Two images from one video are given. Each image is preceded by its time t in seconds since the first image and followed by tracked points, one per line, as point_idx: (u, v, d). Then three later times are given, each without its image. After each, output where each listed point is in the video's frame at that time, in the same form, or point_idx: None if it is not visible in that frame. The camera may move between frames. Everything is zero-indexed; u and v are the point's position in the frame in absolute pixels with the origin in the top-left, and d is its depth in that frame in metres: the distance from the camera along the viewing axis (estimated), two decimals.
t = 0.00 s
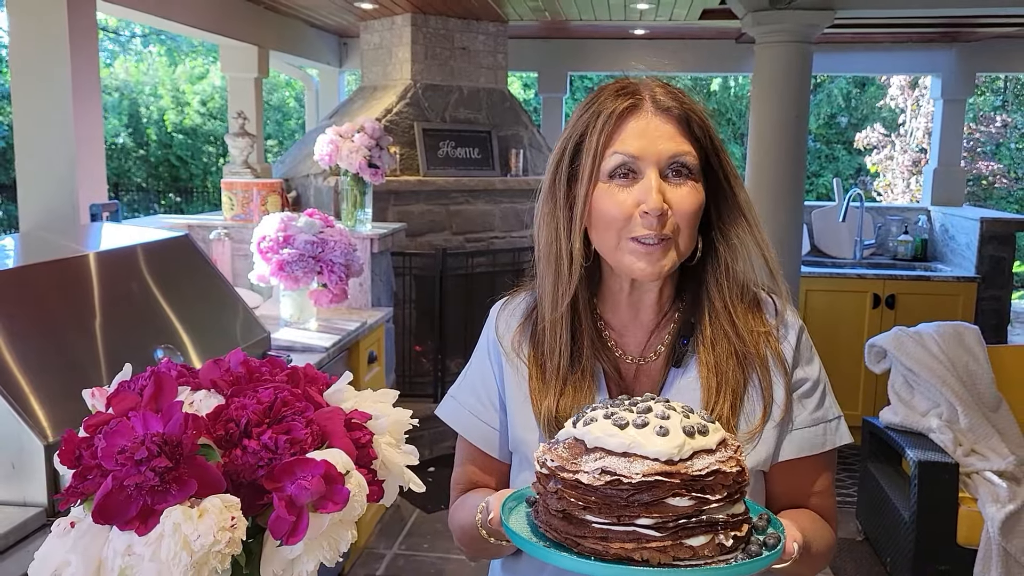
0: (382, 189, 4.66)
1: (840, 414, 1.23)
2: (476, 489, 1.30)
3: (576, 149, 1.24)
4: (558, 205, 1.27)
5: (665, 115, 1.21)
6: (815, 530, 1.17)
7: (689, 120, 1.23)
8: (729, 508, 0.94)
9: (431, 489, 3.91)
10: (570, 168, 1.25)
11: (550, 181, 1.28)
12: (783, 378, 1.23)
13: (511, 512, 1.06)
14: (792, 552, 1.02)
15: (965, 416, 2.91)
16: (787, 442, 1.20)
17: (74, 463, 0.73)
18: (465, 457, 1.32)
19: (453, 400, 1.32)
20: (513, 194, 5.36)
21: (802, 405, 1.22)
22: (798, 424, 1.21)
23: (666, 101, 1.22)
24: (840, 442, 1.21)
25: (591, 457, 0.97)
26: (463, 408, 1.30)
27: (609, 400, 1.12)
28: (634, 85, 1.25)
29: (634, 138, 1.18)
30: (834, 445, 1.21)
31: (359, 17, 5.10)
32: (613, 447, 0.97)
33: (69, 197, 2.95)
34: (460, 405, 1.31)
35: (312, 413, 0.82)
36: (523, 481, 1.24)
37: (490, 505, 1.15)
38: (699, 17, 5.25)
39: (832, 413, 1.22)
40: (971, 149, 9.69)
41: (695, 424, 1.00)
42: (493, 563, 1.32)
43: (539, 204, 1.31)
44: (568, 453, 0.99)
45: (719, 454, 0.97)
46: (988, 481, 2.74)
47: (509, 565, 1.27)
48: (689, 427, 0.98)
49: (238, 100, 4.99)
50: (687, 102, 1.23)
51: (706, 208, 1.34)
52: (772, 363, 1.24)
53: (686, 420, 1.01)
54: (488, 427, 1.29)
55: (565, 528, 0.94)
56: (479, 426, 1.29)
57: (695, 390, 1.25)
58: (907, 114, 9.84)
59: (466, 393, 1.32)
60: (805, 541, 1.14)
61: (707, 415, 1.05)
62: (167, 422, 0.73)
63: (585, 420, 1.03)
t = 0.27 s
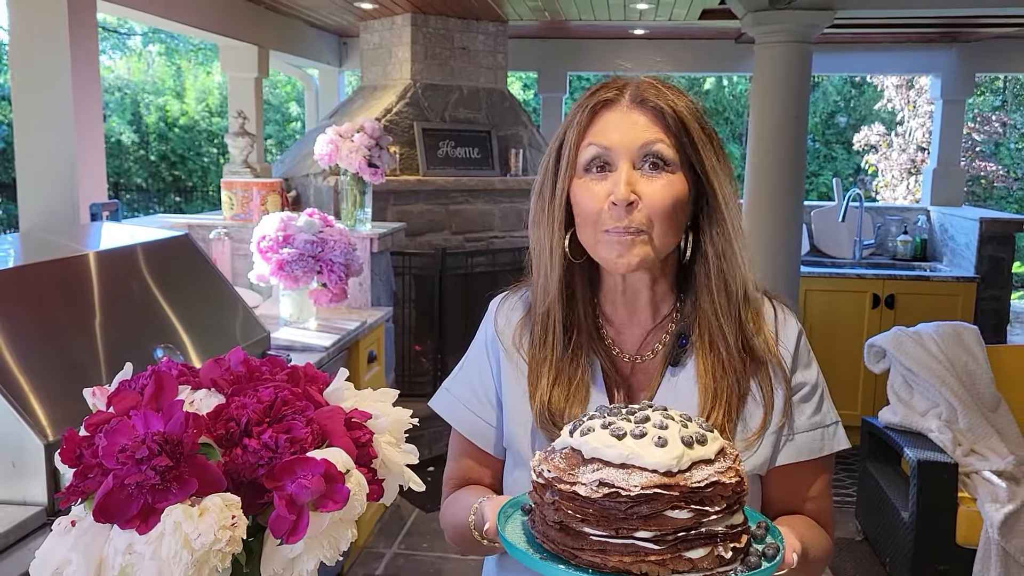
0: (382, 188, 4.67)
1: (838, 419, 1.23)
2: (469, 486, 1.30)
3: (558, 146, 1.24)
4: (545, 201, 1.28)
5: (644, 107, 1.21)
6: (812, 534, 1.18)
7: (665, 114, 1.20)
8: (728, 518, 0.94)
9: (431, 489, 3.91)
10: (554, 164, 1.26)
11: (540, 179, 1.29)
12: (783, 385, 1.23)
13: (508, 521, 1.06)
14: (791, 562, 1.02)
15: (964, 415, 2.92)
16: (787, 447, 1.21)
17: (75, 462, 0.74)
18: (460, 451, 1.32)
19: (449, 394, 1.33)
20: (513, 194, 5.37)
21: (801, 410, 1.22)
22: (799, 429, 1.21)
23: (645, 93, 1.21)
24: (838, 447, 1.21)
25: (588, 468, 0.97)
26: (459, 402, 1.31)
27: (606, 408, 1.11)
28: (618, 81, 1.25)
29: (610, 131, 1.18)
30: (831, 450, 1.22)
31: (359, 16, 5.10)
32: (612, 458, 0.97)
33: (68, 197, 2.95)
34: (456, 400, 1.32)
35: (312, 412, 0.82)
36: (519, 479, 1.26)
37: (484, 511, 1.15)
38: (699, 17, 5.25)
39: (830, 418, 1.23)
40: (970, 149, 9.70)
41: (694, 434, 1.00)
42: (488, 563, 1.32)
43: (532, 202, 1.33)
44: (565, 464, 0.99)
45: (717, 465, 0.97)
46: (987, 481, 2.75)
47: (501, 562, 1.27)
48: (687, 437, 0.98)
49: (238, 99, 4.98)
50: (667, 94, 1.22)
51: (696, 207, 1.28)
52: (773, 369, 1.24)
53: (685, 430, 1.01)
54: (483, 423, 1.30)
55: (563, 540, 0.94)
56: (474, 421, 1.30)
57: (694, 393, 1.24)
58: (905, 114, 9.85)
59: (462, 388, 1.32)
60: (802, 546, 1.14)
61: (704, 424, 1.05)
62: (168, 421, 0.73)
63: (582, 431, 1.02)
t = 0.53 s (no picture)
0: (382, 189, 4.68)
1: (824, 412, 1.24)
2: (461, 487, 1.30)
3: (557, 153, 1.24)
4: (541, 207, 1.28)
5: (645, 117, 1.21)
6: (803, 534, 1.18)
7: (666, 124, 1.20)
8: (723, 526, 0.94)
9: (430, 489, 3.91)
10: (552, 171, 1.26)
11: (536, 184, 1.29)
12: (770, 374, 1.24)
13: (502, 525, 1.06)
14: (785, 568, 1.03)
15: (964, 415, 2.91)
16: (774, 436, 1.22)
17: (73, 462, 0.74)
18: (452, 449, 1.32)
19: (441, 394, 1.32)
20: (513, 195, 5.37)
21: (789, 400, 1.23)
22: (785, 419, 1.22)
23: (645, 102, 1.21)
24: (825, 440, 1.23)
25: (585, 476, 0.97)
26: (453, 402, 1.30)
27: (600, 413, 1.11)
28: (615, 89, 1.25)
29: (613, 141, 1.18)
30: (818, 442, 1.23)
31: (359, 17, 5.10)
32: (608, 465, 0.96)
33: (67, 197, 2.95)
34: (448, 398, 1.31)
35: (310, 412, 0.82)
36: (511, 474, 1.25)
37: (478, 515, 1.15)
38: (699, 18, 5.25)
39: (817, 411, 1.24)
40: (970, 149, 9.71)
41: (689, 440, 1.00)
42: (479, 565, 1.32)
43: (526, 207, 1.32)
44: (561, 471, 0.99)
45: (713, 472, 0.97)
46: (986, 481, 2.74)
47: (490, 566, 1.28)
48: (683, 444, 0.98)
49: (238, 100, 4.98)
50: (666, 103, 1.22)
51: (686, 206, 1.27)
52: (759, 360, 1.25)
53: (681, 436, 1.01)
54: (476, 420, 1.29)
55: (558, 547, 0.94)
56: (467, 419, 1.29)
57: (685, 391, 1.24)
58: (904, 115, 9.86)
59: (454, 386, 1.32)
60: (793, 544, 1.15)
61: (701, 430, 1.05)
62: (165, 421, 0.73)
63: (579, 436, 1.02)
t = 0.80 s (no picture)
0: (382, 189, 4.67)
1: (816, 403, 1.24)
2: (461, 495, 1.29)
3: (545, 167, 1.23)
4: (529, 219, 1.27)
5: (633, 131, 1.21)
6: (801, 525, 1.17)
7: (655, 136, 1.21)
8: (719, 513, 0.94)
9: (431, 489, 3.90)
10: (540, 185, 1.25)
11: (523, 196, 1.28)
12: (761, 367, 1.24)
13: (501, 521, 1.05)
14: (782, 556, 1.02)
15: (965, 416, 2.91)
16: (767, 429, 1.22)
17: (71, 462, 0.73)
18: (451, 457, 1.31)
19: (437, 406, 1.32)
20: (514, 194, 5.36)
21: (779, 394, 1.23)
22: (777, 412, 1.22)
23: (631, 115, 1.21)
24: (817, 430, 1.22)
25: (580, 467, 0.96)
26: (448, 412, 1.30)
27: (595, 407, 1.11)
28: (600, 101, 1.25)
29: (604, 154, 1.18)
30: (811, 433, 1.22)
31: (359, 17, 5.09)
32: (603, 456, 0.96)
33: (68, 197, 2.94)
34: (444, 409, 1.31)
35: (309, 412, 0.81)
36: (510, 478, 1.24)
37: (478, 514, 1.14)
38: (700, 17, 5.24)
39: (808, 402, 1.24)
40: (971, 148, 9.70)
41: (683, 430, 0.99)
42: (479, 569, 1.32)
43: (513, 218, 1.31)
44: (558, 463, 0.99)
45: (707, 461, 0.97)
46: (988, 482, 2.73)
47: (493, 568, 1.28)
48: (677, 434, 0.98)
49: (238, 99, 4.98)
50: (652, 115, 1.22)
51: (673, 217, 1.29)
52: (750, 354, 1.26)
53: (675, 427, 1.01)
54: (472, 428, 1.29)
55: (556, 539, 0.93)
56: (463, 427, 1.29)
57: (677, 389, 1.23)
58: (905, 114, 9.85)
59: (449, 397, 1.31)
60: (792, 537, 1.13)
61: (695, 420, 1.05)
62: (163, 421, 0.73)
63: (574, 429, 1.02)
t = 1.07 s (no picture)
0: (381, 189, 4.67)
1: (818, 406, 1.24)
2: (460, 495, 1.28)
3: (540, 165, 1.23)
4: (525, 217, 1.27)
5: (626, 125, 1.20)
6: (802, 521, 1.16)
7: (649, 129, 1.20)
8: (721, 503, 0.93)
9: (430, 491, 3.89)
10: (534, 183, 1.25)
11: (518, 195, 1.27)
12: (763, 368, 1.24)
13: (501, 514, 1.04)
14: (783, 546, 1.02)
15: (966, 417, 2.90)
16: (768, 432, 1.21)
17: (64, 463, 0.72)
18: (449, 458, 1.30)
19: (435, 406, 1.30)
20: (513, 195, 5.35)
21: (782, 396, 1.22)
22: (778, 414, 1.21)
23: (624, 109, 1.21)
24: (819, 432, 1.21)
25: (582, 455, 0.96)
26: (447, 412, 1.29)
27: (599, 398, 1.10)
28: (592, 96, 1.24)
29: (599, 150, 1.17)
30: (813, 435, 1.22)
31: (359, 17, 5.08)
32: (605, 444, 0.96)
33: (66, 196, 2.93)
34: (443, 410, 1.30)
35: (305, 413, 0.81)
36: (511, 480, 1.24)
37: (478, 508, 1.13)
38: (699, 17, 5.24)
39: (811, 404, 1.23)
40: (971, 149, 9.69)
41: (685, 420, 0.99)
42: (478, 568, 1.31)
43: (509, 218, 1.30)
44: (559, 452, 0.98)
45: (710, 450, 0.96)
46: (988, 482, 2.73)
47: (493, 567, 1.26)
48: (679, 424, 0.98)
49: (237, 100, 4.97)
50: (645, 108, 1.22)
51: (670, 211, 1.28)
52: (751, 355, 1.25)
53: (676, 417, 1.00)
54: (472, 429, 1.28)
55: (557, 528, 0.92)
56: (462, 428, 1.28)
57: (678, 388, 1.23)
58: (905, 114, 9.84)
59: (448, 398, 1.30)
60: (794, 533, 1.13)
61: (696, 413, 1.04)
62: (157, 422, 0.72)
63: (576, 419, 1.02)
